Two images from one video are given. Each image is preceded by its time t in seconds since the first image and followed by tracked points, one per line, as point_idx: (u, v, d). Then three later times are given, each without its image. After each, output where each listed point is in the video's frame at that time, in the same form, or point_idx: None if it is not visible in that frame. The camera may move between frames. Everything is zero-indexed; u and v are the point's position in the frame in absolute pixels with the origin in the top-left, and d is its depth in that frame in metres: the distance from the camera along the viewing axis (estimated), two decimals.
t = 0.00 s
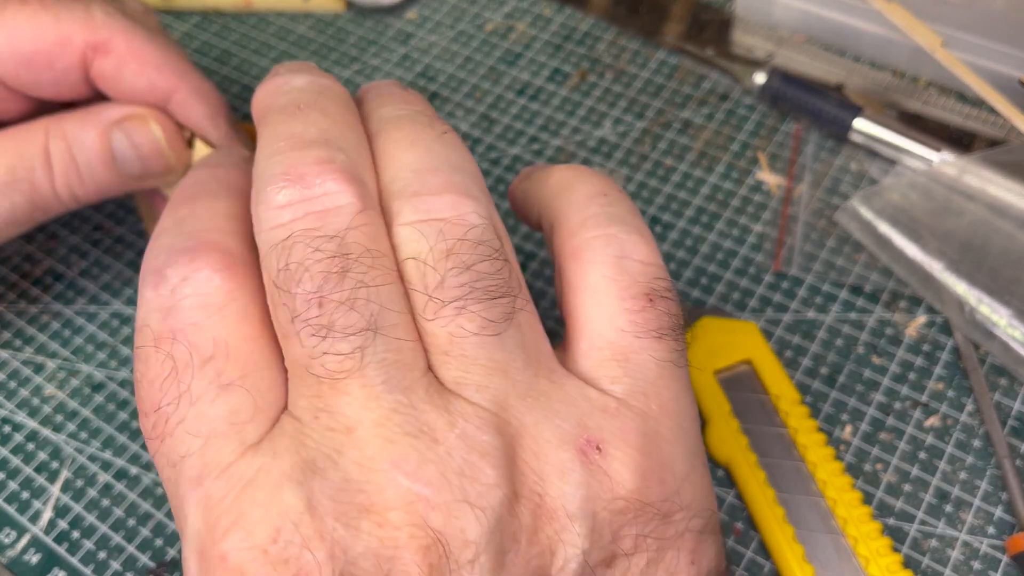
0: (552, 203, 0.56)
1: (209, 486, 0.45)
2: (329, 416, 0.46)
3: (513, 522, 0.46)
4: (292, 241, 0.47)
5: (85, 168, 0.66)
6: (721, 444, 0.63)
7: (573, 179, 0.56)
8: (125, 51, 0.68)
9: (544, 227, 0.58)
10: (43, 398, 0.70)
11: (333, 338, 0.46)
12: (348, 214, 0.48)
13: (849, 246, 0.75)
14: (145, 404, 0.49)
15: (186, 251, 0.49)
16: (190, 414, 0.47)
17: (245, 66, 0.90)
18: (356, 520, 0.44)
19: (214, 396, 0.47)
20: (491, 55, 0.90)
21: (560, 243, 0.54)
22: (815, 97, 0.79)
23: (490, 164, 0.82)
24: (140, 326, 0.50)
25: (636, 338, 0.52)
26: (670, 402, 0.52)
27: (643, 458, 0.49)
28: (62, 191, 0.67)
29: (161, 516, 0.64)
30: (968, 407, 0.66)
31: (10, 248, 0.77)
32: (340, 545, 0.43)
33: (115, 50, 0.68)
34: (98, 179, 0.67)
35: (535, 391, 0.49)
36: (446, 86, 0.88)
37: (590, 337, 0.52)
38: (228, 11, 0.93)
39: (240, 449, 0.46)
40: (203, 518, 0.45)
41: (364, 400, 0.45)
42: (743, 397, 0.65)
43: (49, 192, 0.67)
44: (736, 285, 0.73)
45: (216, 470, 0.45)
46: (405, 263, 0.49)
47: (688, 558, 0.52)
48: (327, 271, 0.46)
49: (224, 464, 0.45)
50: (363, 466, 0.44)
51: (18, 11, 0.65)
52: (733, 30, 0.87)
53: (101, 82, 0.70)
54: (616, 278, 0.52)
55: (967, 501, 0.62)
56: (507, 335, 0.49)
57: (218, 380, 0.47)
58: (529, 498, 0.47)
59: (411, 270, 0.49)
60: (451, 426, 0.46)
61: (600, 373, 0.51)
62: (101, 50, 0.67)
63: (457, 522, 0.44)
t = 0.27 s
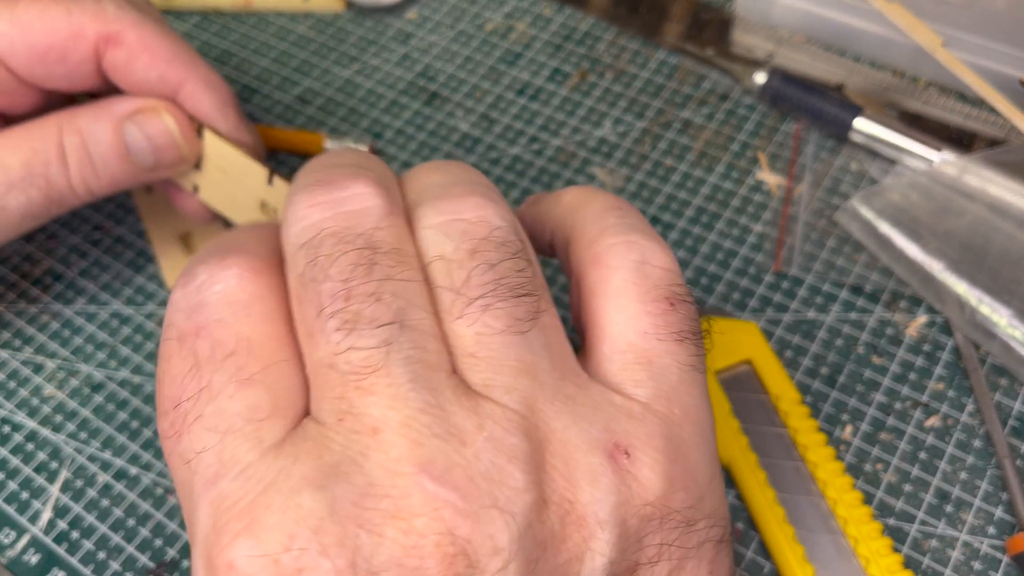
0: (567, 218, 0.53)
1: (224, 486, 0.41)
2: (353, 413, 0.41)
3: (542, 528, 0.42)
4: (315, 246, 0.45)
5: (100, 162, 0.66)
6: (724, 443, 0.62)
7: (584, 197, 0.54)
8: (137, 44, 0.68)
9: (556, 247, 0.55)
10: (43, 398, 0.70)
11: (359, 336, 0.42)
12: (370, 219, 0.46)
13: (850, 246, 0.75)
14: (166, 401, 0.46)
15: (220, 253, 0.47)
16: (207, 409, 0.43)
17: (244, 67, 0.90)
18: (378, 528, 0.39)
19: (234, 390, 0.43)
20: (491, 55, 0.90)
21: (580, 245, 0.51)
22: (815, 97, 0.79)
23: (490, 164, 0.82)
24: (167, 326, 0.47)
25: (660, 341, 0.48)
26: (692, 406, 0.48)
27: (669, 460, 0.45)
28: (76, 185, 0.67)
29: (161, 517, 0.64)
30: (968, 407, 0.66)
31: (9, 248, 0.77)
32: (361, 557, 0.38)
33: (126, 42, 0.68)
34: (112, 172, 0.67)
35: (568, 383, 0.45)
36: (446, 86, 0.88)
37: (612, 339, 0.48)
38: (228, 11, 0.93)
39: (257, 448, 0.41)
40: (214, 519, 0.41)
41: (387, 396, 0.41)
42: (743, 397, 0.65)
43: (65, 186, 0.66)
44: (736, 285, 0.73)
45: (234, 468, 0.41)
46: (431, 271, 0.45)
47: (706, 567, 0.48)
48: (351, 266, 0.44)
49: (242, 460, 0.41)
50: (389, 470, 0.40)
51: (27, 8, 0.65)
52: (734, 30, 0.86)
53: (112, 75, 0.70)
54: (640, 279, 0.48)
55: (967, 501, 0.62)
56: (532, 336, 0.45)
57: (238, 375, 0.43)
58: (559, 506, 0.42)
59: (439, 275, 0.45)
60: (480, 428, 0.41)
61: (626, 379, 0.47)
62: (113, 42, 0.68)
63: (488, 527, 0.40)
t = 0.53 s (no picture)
0: (600, 232, 0.56)
1: (284, 430, 0.40)
2: (413, 370, 0.42)
3: (575, 486, 0.41)
4: (387, 235, 0.48)
5: (91, 189, 0.66)
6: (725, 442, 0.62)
7: (610, 221, 0.57)
8: (129, 66, 0.68)
9: (585, 268, 0.57)
10: (43, 398, 0.70)
11: (421, 299, 0.44)
12: (438, 218, 0.49)
13: (849, 246, 0.76)
14: (231, 343, 0.44)
15: (299, 213, 0.47)
16: (276, 357, 0.42)
17: (245, 67, 0.90)
18: (427, 470, 0.38)
19: (308, 343, 0.41)
20: (491, 55, 0.90)
21: (609, 253, 0.53)
22: (815, 98, 0.79)
23: (490, 164, 0.82)
24: (238, 272, 0.45)
25: (685, 333, 0.49)
26: (714, 398, 0.48)
27: (693, 439, 0.45)
28: (65, 212, 0.67)
29: (161, 516, 0.64)
30: (968, 407, 0.66)
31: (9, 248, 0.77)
32: (411, 501, 0.37)
33: (117, 65, 0.67)
34: (103, 199, 0.67)
35: (603, 358, 0.46)
36: (446, 86, 0.88)
37: (638, 330, 0.49)
38: (228, 11, 0.93)
39: (323, 398, 0.40)
40: (270, 463, 0.39)
41: (440, 354, 0.42)
42: (743, 397, 0.66)
43: (54, 213, 0.66)
44: (736, 285, 0.73)
45: (295, 415, 0.40)
46: (487, 258, 0.48)
47: (722, 552, 0.47)
48: (417, 248, 0.47)
49: (305, 407, 0.40)
50: (438, 418, 0.40)
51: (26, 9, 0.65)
52: (734, 30, 0.86)
53: (103, 97, 0.70)
54: (667, 279, 0.50)
55: (966, 500, 0.62)
56: (573, 313, 0.46)
57: (314, 331, 0.42)
58: (593, 463, 0.42)
59: (491, 263, 0.48)
60: (520, 394, 0.42)
61: (651, 362, 0.48)
62: (105, 65, 0.67)
63: (525, 478, 0.40)
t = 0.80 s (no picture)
0: (626, 241, 0.55)
1: (345, 413, 0.39)
2: (478, 358, 0.41)
3: (635, 483, 0.41)
4: (455, 221, 0.46)
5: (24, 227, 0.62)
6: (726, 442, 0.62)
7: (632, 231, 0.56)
8: None
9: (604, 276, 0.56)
10: (44, 398, 0.70)
11: (488, 289, 0.43)
12: (499, 208, 0.48)
13: (849, 246, 0.76)
14: (288, 323, 0.41)
15: (355, 196, 0.45)
16: (340, 340, 0.40)
17: (245, 67, 0.90)
18: (495, 462, 0.38)
19: (368, 328, 0.40)
20: (491, 55, 0.91)
21: (642, 258, 0.52)
22: (815, 98, 0.79)
23: (490, 164, 0.82)
24: (295, 255, 0.43)
25: (724, 339, 0.50)
26: (749, 403, 0.49)
27: (735, 443, 0.46)
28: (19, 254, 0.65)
29: (161, 516, 0.64)
30: (967, 407, 0.67)
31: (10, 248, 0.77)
32: (479, 492, 0.37)
33: None
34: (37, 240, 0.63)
35: (655, 358, 0.46)
36: (447, 87, 0.88)
37: (680, 333, 0.49)
38: (228, 12, 0.93)
39: (386, 385, 0.39)
40: (330, 447, 0.38)
41: (506, 344, 0.41)
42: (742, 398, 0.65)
43: None
44: (735, 285, 0.73)
45: (356, 400, 0.39)
46: (548, 253, 0.47)
47: (756, 555, 0.48)
48: (487, 236, 0.45)
49: (367, 393, 0.39)
50: (505, 409, 0.39)
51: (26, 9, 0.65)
52: (733, 30, 0.87)
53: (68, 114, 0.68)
54: (709, 285, 0.51)
55: (966, 500, 0.63)
56: (631, 316, 0.46)
57: (376, 316, 0.40)
58: (651, 461, 0.42)
59: (554, 260, 0.47)
60: (582, 388, 0.42)
61: (695, 365, 0.48)
62: None
63: (588, 473, 0.40)
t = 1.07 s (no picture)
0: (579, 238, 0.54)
1: (335, 402, 0.39)
2: (460, 349, 0.41)
3: (616, 461, 0.42)
4: (428, 220, 0.46)
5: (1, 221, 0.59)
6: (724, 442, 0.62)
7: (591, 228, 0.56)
8: None
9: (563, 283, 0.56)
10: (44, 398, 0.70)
11: (463, 282, 0.43)
12: (470, 205, 0.48)
13: (849, 246, 0.76)
14: (271, 325, 0.42)
15: (329, 204, 0.45)
16: (322, 335, 0.40)
17: (245, 67, 0.90)
18: (482, 444, 0.38)
19: (349, 322, 0.40)
20: (491, 55, 0.91)
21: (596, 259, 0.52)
22: (814, 98, 0.79)
23: (490, 165, 0.82)
24: (273, 261, 0.44)
25: (682, 323, 0.50)
26: (711, 382, 0.50)
27: (707, 420, 0.47)
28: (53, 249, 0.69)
29: (162, 516, 0.64)
30: (967, 407, 0.67)
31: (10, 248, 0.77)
32: (468, 471, 0.37)
33: None
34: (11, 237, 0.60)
35: (632, 345, 0.46)
36: (447, 87, 0.88)
37: (642, 324, 0.49)
38: (229, 12, 0.93)
39: (372, 374, 0.39)
40: (321, 436, 0.38)
41: (485, 333, 0.42)
42: (739, 399, 0.66)
43: None
44: (735, 285, 0.74)
45: (344, 390, 0.39)
46: (521, 247, 0.47)
47: (733, 526, 0.49)
48: (459, 233, 0.45)
49: (355, 382, 0.39)
50: (489, 394, 0.40)
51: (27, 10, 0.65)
52: (733, 30, 0.87)
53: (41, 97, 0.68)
54: (659, 271, 0.51)
55: (966, 500, 0.63)
56: (606, 303, 0.47)
57: (355, 310, 0.41)
58: (630, 441, 0.43)
59: (527, 253, 0.47)
60: (564, 371, 0.43)
61: (659, 350, 0.48)
62: None
63: (573, 452, 0.40)
